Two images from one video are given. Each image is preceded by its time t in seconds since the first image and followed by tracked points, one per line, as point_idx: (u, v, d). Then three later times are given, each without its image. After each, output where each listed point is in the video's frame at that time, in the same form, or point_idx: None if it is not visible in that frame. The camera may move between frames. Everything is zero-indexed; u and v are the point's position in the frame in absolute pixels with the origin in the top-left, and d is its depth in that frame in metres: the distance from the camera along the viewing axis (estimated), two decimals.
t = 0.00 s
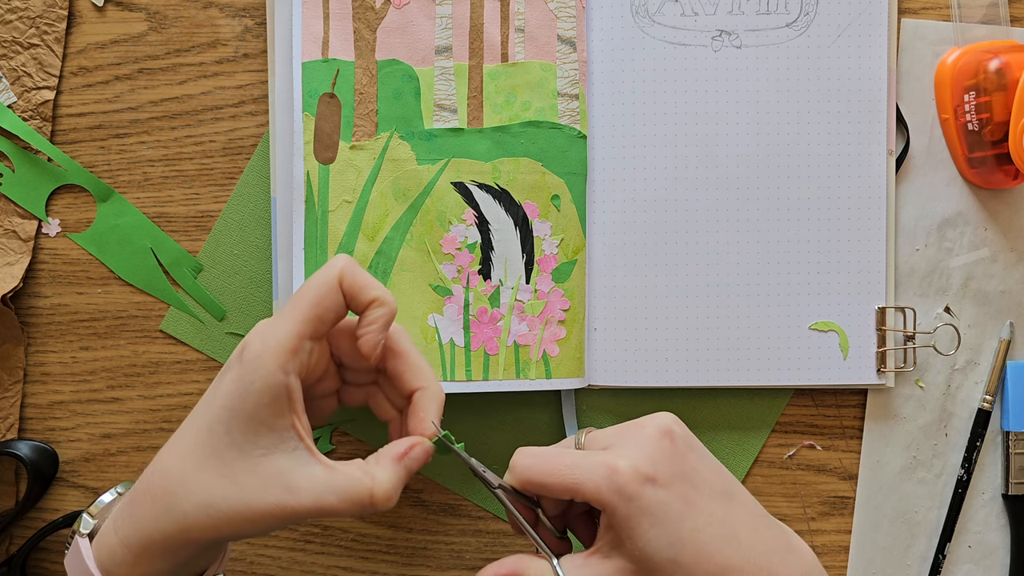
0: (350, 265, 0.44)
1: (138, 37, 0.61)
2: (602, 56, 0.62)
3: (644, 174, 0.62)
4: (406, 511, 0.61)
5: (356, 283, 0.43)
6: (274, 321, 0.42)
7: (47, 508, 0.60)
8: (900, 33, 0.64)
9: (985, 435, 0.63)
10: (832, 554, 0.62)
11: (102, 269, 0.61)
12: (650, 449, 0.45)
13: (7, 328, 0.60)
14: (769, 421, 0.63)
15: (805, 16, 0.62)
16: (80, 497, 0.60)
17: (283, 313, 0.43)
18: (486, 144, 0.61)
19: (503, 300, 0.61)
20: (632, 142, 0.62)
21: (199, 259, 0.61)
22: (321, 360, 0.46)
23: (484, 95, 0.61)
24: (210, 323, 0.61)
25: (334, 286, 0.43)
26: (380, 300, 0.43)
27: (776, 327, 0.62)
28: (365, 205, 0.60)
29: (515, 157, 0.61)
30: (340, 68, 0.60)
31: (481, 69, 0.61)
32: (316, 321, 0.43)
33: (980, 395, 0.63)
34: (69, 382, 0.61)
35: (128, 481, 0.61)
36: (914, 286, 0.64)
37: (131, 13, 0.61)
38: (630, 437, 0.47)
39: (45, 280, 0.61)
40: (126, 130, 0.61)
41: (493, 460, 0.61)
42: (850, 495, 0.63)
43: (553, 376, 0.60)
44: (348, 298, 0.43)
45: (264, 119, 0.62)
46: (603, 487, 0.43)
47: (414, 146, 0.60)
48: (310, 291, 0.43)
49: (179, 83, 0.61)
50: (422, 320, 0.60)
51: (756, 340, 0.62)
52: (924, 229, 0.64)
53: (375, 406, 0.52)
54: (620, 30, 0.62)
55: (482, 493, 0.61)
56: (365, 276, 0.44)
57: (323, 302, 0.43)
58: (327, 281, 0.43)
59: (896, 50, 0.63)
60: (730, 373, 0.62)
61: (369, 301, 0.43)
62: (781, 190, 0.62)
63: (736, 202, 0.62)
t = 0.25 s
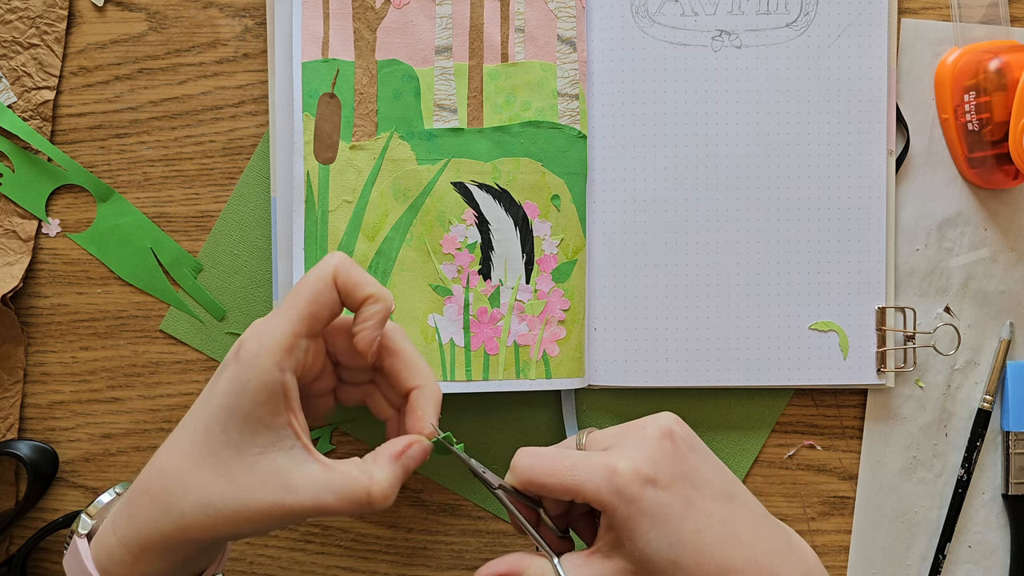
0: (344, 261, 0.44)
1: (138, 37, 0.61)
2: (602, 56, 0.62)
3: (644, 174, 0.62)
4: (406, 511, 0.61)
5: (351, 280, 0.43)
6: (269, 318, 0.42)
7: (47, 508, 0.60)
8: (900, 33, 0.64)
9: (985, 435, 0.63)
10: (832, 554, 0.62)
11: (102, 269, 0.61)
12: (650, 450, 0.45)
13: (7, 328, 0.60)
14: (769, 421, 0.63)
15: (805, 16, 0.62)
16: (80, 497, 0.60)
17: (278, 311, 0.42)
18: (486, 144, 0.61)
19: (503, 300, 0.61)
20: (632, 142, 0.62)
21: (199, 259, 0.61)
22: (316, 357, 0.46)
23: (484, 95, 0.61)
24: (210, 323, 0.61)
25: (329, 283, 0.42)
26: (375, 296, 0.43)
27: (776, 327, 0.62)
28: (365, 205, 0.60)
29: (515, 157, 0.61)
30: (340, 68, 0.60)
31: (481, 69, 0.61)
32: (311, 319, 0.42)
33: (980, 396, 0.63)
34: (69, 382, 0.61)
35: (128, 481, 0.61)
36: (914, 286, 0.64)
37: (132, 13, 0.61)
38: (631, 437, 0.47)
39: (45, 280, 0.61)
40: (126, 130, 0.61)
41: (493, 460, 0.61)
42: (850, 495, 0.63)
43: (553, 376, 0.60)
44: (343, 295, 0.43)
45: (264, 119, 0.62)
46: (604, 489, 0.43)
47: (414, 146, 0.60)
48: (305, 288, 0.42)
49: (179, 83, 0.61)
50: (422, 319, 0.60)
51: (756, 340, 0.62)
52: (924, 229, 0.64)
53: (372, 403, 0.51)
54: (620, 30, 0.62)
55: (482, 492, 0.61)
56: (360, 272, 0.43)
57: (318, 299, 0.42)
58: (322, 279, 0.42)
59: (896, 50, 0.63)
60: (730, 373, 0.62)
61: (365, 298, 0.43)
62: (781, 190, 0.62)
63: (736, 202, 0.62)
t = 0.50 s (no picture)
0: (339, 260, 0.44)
1: (138, 37, 0.61)
2: (602, 56, 0.62)
3: (644, 174, 0.62)
4: (406, 511, 0.61)
5: (348, 277, 0.43)
6: (268, 318, 0.42)
7: (47, 508, 0.60)
8: (900, 33, 0.64)
9: (985, 435, 0.63)
10: (831, 554, 0.62)
11: (102, 269, 0.61)
12: (655, 449, 0.45)
13: (7, 328, 0.60)
14: (769, 422, 0.63)
15: (805, 16, 0.62)
16: (80, 497, 0.60)
17: (277, 310, 0.43)
18: (486, 144, 0.61)
19: (503, 300, 0.61)
20: (632, 142, 0.62)
21: (199, 259, 0.61)
22: (315, 357, 0.46)
23: (484, 95, 0.61)
24: (210, 323, 0.61)
25: (326, 281, 0.43)
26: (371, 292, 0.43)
27: (776, 327, 0.62)
28: (365, 205, 0.60)
29: (515, 157, 0.61)
30: (341, 68, 0.60)
31: (481, 69, 0.61)
32: (309, 316, 0.43)
33: (980, 396, 0.63)
34: (69, 382, 0.61)
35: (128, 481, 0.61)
36: (914, 286, 0.64)
37: (132, 13, 0.61)
38: (636, 435, 0.47)
39: (45, 280, 0.61)
40: (126, 130, 0.61)
41: (493, 459, 0.61)
42: (850, 495, 0.63)
43: (553, 376, 0.60)
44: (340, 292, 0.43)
45: (264, 119, 0.62)
46: (609, 488, 0.43)
47: (414, 146, 0.60)
48: (303, 287, 0.43)
49: (179, 83, 0.61)
50: (422, 319, 0.60)
51: (756, 340, 0.62)
52: (924, 229, 0.64)
53: (371, 404, 0.52)
54: (620, 30, 0.62)
55: (483, 493, 0.61)
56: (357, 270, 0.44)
57: (316, 297, 0.43)
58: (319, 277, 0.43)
59: (896, 50, 0.63)
60: (730, 373, 0.62)
61: (361, 295, 0.43)
62: (781, 191, 0.62)
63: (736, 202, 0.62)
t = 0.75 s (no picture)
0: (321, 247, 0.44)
1: (138, 37, 0.61)
2: (602, 56, 0.62)
3: (644, 174, 0.62)
4: (406, 511, 0.61)
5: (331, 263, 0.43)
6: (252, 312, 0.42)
7: (47, 508, 0.60)
8: (900, 33, 0.64)
9: (985, 435, 0.63)
10: (831, 554, 0.62)
11: (102, 269, 0.61)
12: (669, 441, 0.45)
13: (7, 328, 0.60)
14: (769, 421, 0.63)
15: (805, 16, 0.62)
16: (81, 497, 0.60)
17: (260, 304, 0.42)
18: (486, 144, 0.61)
19: (503, 300, 0.61)
20: (633, 142, 0.62)
21: (199, 259, 0.61)
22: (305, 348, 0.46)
23: (484, 95, 0.61)
24: (210, 323, 0.61)
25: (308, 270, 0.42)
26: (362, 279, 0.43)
27: (775, 327, 0.62)
28: (365, 205, 0.60)
29: (515, 157, 0.61)
30: (340, 68, 0.60)
31: (481, 69, 0.61)
32: (294, 306, 0.42)
33: (980, 396, 0.63)
34: (69, 382, 0.61)
35: (128, 482, 0.61)
36: (914, 286, 0.64)
37: (132, 13, 0.61)
38: (650, 429, 0.47)
39: (45, 280, 0.61)
40: (126, 130, 0.61)
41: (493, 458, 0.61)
42: (850, 495, 0.63)
43: (553, 376, 0.60)
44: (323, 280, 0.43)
45: (264, 119, 0.62)
46: (622, 478, 0.43)
47: (414, 146, 0.60)
48: (284, 277, 0.42)
49: (179, 83, 0.61)
50: (422, 319, 0.60)
51: (756, 339, 0.62)
52: (924, 229, 0.64)
53: (369, 392, 0.51)
54: (620, 30, 0.62)
55: (483, 493, 0.61)
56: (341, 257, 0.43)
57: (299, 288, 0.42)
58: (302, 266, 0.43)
59: (896, 50, 0.63)
60: (730, 373, 0.62)
61: (348, 282, 0.43)
62: (781, 190, 0.62)
63: (736, 202, 0.62)
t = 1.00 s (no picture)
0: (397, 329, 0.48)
1: (138, 37, 0.61)
2: (602, 56, 0.62)
3: (644, 174, 0.62)
4: (406, 511, 0.61)
5: (403, 345, 0.47)
6: (302, 342, 0.46)
7: (47, 508, 0.60)
8: (900, 33, 0.64)
9: (985, 435, 0.63)
10: (831, 554, 0.62)
11: (102, 269, 0.61)
12: (679, 437, 0.45)
13: (7, 328, 0.60)
14: (769, 422, 0.63)
15: (805, 16, 0.62)
16: (80, 497, 0.60)
17: (315, 339, 0.47)
18: (486, 144, 0.61)
19: (503, 300, 0.61)
20: (633, 142, 0.62)
21: (199, 259, 0.61)
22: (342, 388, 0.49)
23: (484, 95, 0.61)
24: (210, 323, 0.61)
25: (382, 341, 0.47)
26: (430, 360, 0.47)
27: (775, 327, 0.62)
28: (365, 205, 0.60)
29: (515, 157, 0.61)
30: (340, 68, 0.60)
31: (481, 69, 0.61)
32: (346, 360, 0.46)
33: (980, 395, 0.63)
34: (69, 382, 0.61)
35: (128, 482, 0.61)
36: (914, 286, 0.64)
37: (132, 13, 0.61)
38: (662, 422, 0.47)
39: (45, 280, 0.61)
40: (126, 130, 0.61)
41: (492, 461, 0.61)
42: (850, 495, 0.63)
43: (553, 376, 0.60)
44: (390, 350, 0.47)
45: (264, 119, 0.62)
46: (627, 468, 0.43)
47: (414, 146, 0.60)
48: (354, 335, 0.47)
49: (179, 83, 0.61)
50: (422, 319, 0.60)
51: (756, 340, 0.62)
52: (924, 229, 0.64)
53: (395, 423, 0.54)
54: (620, 30, 0.62)
55: (483, 493, 0.61)
56: (414, 340, 0.47)
57: (360, 349, 0.46)
58: (377, 335, 0.47)
59: (896, 50, 0.63)
60: (730, 373, 0.62)
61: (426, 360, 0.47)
62: (781, 190, 0.62)
63: (736, 202, 0.62)
